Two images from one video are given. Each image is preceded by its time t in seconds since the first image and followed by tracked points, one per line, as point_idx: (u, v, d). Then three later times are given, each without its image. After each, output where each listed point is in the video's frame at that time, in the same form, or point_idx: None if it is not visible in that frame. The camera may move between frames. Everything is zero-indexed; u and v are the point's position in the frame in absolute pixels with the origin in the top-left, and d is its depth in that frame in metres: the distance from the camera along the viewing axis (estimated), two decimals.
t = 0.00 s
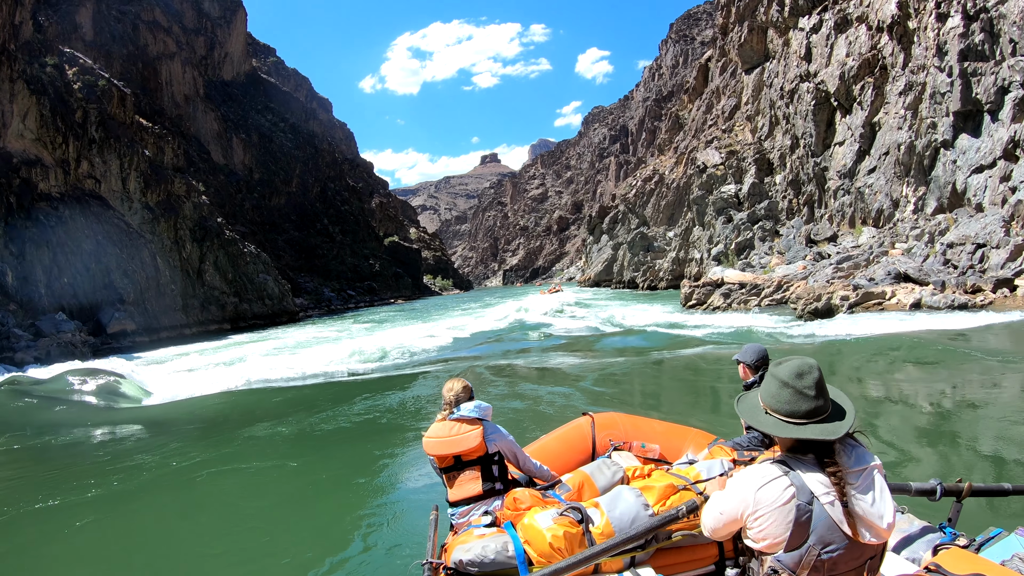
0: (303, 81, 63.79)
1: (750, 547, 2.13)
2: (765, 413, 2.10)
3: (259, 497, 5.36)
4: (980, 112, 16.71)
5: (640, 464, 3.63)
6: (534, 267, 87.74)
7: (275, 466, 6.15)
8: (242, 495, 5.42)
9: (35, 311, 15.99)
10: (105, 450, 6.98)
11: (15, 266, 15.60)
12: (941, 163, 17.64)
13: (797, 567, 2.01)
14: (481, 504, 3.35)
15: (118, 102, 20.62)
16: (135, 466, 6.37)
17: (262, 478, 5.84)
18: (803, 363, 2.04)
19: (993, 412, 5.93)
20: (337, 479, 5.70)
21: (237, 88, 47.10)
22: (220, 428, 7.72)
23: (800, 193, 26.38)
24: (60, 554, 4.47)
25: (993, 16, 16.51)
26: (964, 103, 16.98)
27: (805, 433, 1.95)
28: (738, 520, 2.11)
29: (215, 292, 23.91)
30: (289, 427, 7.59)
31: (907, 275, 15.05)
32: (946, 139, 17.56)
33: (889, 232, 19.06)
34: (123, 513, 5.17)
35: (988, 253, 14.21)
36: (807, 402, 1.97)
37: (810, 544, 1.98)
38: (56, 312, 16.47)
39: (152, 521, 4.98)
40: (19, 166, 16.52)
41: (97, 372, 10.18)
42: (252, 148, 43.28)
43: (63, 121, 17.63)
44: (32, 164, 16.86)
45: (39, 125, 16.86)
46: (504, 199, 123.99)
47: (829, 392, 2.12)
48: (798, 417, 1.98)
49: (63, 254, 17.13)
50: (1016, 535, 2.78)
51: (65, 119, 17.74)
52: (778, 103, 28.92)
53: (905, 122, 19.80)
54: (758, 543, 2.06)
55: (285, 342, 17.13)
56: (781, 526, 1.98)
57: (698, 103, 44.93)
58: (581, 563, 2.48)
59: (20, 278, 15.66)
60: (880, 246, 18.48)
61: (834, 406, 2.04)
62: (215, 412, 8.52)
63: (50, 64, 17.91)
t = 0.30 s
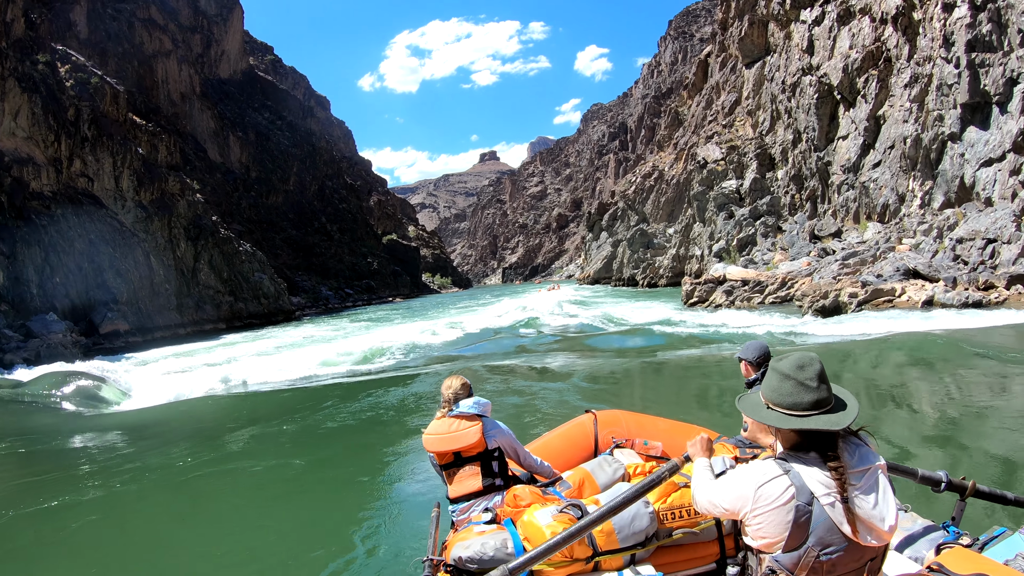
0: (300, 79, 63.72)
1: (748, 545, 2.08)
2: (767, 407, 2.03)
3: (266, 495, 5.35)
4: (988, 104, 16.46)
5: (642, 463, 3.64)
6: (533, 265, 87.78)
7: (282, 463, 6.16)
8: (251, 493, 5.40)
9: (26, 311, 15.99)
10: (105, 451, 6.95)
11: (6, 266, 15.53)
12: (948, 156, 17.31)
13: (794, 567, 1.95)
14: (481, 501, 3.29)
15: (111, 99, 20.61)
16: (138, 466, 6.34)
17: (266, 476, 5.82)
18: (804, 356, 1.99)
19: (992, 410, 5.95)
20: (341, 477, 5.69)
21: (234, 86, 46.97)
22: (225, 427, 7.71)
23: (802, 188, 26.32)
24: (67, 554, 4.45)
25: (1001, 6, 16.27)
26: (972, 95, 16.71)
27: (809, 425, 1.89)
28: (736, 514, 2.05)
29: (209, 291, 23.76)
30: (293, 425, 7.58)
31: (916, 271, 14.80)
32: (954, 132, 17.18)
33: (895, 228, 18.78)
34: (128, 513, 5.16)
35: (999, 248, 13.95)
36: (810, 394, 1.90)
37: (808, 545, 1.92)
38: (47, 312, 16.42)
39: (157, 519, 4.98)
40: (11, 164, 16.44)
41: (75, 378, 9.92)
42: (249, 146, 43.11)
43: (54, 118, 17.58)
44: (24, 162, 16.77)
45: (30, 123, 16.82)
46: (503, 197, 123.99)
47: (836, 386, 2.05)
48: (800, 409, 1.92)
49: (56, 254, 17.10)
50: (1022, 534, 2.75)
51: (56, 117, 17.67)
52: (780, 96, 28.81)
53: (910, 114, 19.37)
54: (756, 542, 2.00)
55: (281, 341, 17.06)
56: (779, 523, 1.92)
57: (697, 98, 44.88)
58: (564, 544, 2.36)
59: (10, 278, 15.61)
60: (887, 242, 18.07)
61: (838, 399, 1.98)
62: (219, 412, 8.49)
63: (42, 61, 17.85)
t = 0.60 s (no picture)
0: (296, 75, 63.50)
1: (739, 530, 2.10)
2: (746, 401, 2.14)
3: (268, 492, 5.34)
4: (997, 95, 15.53)
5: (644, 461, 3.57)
6: (531, 261, 87.74)
7: (297, 460, 6.15)
8: (251, 492, 5.38)
9: (15, 310, 15.91)
10: (103, 451, 6.91)
11: None
12: (954, 149, 16.65)
13: (786, 542, 1.96)
14: (483, 499, 3.30)
15: (101, 95, 20.52)
16: (135, 467, 6.30)
17: (267, 474, 5.80)
18: (780, 353, 2.11)
19: (986, 404, 6.03)
20: (344, 474, 5.70)
21: (229, 82, 46.73)
22: (225, 425, 7.68)
23: (804, 181, 26.14)
24: (91, 554, 4.44)
25: None
26: (980, 85, 15.73)
27: (785, 414, 2.01)
28: (725, 494, 2.10)
29: (203, 289, 23.62)
30: (294, 422, 7.59)
31: (925, 266, 14.25)
32: (961, 124, 16.44)
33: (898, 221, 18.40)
34: (145, 511, 5.15)
35: (1010, 242, 13.11)
36: (785, 386, 2.02)
37: (795, 519, 1.95)
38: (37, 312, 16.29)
39: (169, 518, 4.96)
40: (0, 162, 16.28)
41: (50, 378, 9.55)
42: (243, 143, 42.81)
43: (45, 115, 17.42)
44: (13, 160, 16.59)
45: (21, 120, 16.66)
46: (500, 194, 123.91)
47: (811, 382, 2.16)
48: (776, 400, 2.03)
49: (47, 253, 17.05)
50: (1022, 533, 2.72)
51: (47, 114, 17.53)
52: (781, 88, 28.61)
53: (915, 106, 18.86)
54: (745, 522, 2.04)
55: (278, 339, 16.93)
56: (767, 496, 1.97)
57: (696, 93, 44.78)
58: (554, 510, 2.55)
59: None
60: (892, 236, 17.54)
61: (813, 390, 2.10)
62: (218, 410, 8.49)
63: (32, 57, 17.70)
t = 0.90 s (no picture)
0: (291, 74, 63.23)
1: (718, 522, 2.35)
2: (723, 415, 2.43)
3: (269, 492, 5.37)
4: (1003, 92, 15.04)
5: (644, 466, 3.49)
6: (527, 261, 87.73)
7: (301, 459, 6.22)
8: (252, 492, 5.40)
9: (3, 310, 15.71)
10: (98, 453, 6.88)
11: None
12: (959, 148, 16.11)
13: (757, 524, 2.20)
14: (481, 504, 3.26)
15: (92, 92, 20.32)
16: (132, 469, 6.28)
17: (266, 475, 5.81)
18: (751, 373, 2.40)
19: (971, 405, 6.16)
20: (344, 473, 5.75)
21: (224, 80, 46.47)
22: (224, 426, 7.67)
23: (804, 181, 25.75)
24: (106, 552, 4.46)
25: None
26: (986, 82, 15.27)
27: (757, 427, 2.28)
28: (703, 492, 2.37)
29: (193, 289, 23.51)
30: (293, 423, 7.62)
31: (933, 267, 13.74)
32: (966, 122, 15.89)
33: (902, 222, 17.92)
34: (154, 511, 5.16)
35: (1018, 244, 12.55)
36: (756, 403, 2.30)
37: (763, 501, 2.20)
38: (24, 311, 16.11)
39: (177, 517, 4.97)
40: None
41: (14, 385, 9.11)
42: (238, 142, 42.61)
43: (34, 112, 17.21)
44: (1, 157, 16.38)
45: (9, 116, 16.50)
46: (496, 194, 123.82)
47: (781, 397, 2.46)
48: (749, 415, 2.31)
49: (35, 252, 16.86)
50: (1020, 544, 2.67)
51: (36, 111, 17.30)
52: (780, 87, 28.52)
53: (921, 104, 18.27)
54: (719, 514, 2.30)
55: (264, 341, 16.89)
56: (736, 489, 2.24)
57: (693, 93, 44.79)
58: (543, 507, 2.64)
59: None
60: (898, 236, 17.11)
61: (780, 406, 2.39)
62: (217, 409, 8.51)
63: (21, 54, 17.57)
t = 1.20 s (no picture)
0: (285, 71, 62.90)
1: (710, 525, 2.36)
2: (712, 427, 2.47)
3: (269, 492, 5.36)
4: (1011, 89, 14.79)
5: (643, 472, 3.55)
6: (520, 260, 87.63)
7: (307, 458, 6.24)
8: (252, 492, 5.40)
9: None
10: (93, 454, 6.82)
11: None
12: (965, 145, 15.91)
13: (747, 520, 2.22)
14: (481, 508, 3.25)
15: (80, 86, 20.02)
16: (128, 470, 6.23)
17: (263, 476, 5.79)
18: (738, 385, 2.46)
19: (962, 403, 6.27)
20: (343, 472, 5.77)
21: (216, 77, 46.13)
22: (221, 424, 7.65)
23: (803, 180, 25.45)
24: (106, 555, 4.44)
25: None
26: (992, 79, 15.05)
27: (745, 438, 2.35)
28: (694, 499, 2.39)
29: (182, 287, 23.32)
30: (290, 421, 7.60)
31: (941, 268, 13.19)
32: (972, 119, 15.68)
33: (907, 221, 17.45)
34: (152, 513, 5.13)
35: None
36: (742, 414, 2.37)
37: (751, 498, 2.23)
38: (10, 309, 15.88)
39: (176, 519, 4.96)
40: None
41: None
42: (231, 139, 42.34)
43: (18, 105, 17.22)
44: None
45: None
46: (491, 193, 123.80)
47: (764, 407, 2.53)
48: (736, 425, 2.37)
49: (19, 249, 16.61)
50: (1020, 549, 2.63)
51: (20, 104, 17.26)
52: (778, 85, 28.30)
53: (923, 101, 18.06)
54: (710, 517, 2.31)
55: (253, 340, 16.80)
56: (724, 491, 2.27)
57: (689, 92, 44.94)
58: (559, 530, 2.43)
59: None
60: (901, 236, 16.60)
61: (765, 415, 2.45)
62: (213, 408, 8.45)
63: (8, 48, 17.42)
